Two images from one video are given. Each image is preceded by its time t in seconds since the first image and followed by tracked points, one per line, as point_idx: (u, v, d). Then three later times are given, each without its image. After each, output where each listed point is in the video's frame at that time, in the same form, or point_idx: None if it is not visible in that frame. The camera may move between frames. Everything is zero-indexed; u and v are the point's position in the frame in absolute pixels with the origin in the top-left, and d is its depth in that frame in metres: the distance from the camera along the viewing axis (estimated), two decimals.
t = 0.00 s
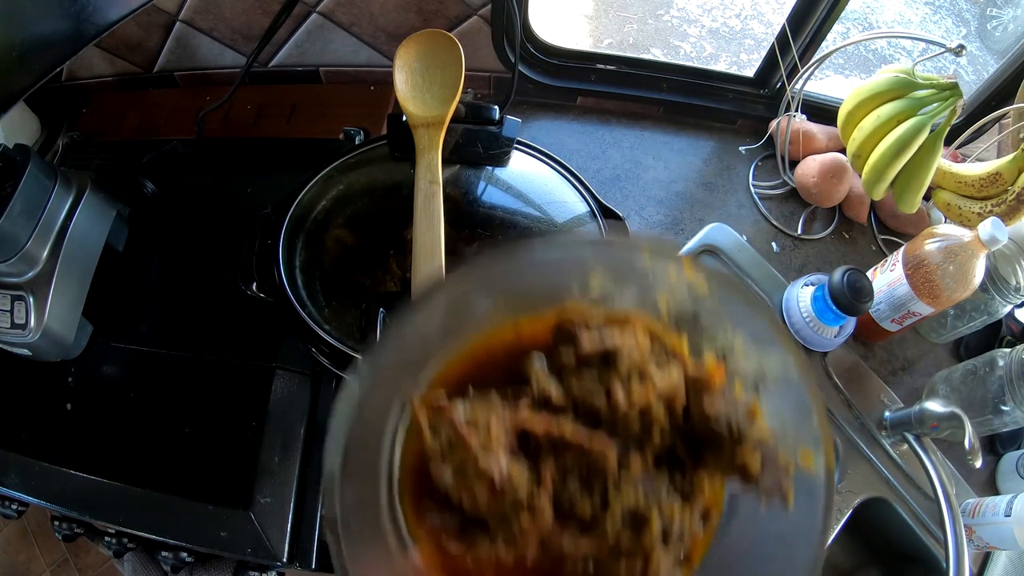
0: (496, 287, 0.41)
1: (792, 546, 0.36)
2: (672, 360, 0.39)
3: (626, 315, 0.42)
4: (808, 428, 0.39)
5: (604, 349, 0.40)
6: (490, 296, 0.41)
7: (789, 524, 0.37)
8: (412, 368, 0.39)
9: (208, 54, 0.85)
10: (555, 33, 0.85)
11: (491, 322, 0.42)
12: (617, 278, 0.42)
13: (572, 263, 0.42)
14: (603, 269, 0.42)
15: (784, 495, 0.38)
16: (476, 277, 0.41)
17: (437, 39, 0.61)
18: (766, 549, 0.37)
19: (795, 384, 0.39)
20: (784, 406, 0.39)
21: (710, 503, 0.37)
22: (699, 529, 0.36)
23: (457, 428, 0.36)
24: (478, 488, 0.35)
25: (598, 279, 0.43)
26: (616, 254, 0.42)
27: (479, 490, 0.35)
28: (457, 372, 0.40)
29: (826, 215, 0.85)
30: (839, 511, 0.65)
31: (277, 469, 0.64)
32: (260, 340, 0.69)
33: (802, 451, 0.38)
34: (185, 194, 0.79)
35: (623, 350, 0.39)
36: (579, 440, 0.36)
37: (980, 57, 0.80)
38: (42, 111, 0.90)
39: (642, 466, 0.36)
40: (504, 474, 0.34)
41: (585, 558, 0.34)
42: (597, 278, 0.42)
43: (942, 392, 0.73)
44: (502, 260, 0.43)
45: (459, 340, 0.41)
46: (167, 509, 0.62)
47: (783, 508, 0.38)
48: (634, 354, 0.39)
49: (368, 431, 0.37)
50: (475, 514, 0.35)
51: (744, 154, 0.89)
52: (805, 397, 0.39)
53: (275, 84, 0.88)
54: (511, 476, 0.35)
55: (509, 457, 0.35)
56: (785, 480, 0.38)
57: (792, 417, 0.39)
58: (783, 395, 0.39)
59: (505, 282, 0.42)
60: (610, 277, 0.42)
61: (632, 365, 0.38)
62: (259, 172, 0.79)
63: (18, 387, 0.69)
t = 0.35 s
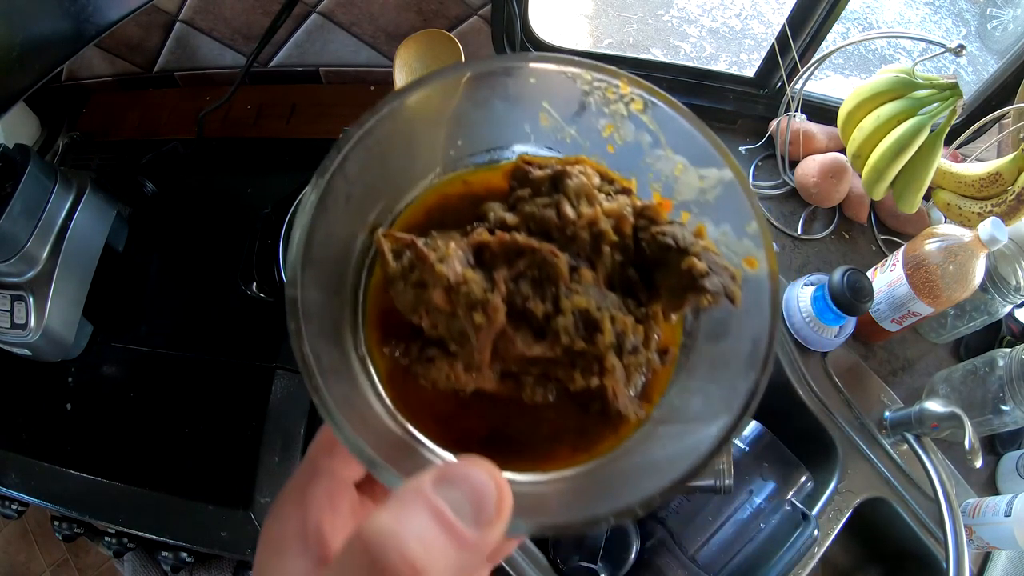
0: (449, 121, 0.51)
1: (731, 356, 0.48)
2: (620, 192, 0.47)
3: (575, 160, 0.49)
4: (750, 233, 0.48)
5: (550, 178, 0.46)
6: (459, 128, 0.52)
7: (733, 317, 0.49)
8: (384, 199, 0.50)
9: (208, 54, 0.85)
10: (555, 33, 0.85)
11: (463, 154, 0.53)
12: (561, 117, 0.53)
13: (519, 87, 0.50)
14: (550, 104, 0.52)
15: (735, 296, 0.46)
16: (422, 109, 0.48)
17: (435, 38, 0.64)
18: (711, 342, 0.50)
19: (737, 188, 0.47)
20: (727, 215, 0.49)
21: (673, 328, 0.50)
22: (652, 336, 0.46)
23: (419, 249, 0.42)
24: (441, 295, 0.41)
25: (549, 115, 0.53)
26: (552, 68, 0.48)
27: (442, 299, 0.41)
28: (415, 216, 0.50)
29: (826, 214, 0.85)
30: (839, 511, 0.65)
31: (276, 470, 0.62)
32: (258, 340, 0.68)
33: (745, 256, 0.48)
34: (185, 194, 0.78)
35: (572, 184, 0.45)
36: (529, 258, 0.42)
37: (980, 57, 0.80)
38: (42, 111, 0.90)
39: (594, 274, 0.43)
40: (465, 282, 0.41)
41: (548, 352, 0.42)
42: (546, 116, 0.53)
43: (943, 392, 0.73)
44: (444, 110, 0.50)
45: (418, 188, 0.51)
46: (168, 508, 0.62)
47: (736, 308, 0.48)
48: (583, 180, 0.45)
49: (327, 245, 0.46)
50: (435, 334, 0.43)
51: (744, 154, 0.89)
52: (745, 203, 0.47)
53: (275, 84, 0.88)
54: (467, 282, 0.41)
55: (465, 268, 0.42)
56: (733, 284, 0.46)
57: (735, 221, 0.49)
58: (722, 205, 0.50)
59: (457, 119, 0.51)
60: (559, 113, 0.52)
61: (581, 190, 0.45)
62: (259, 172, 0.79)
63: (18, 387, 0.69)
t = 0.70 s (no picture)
0: (447, 119, 0.54)
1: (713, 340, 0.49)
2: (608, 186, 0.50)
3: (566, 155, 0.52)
4: (730, 219, 0.49)
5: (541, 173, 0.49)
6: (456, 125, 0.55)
7: (717, 300, 0.50)
8: (382, 191, 0.53)
9: (208, 54, 0.85)
10: (555, 33, 0.85)
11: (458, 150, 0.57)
12: (552, 114, 0.56)
13: (512, 84, 0.53)
14: (540, 102, 0.55)
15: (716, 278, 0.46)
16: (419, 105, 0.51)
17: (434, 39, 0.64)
18: (698, 328, 0.51)
19: (716, 176, 0.50)
20: (710, 203, 0.51)
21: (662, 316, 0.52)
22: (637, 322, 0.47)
23: (414, 237, 0.45)
24: (434, 277, 0.43)
25: (539, 112, 0.56)
26: (540, 66, 0.51)
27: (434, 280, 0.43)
28: (415, 210, 0.53)
29: (826, 214, 0.85)
30: (839, 511, 0.65)
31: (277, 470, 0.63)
32: (258, 341, 0.68)
33: (727, 242, 0.50)
34: (184, 193, 0.78)
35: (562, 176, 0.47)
36: (517, 243, 0.44)
37: (980, 57, 0.80)
38: (42, 111, 0.90)
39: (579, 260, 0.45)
40: (455, 265, 0.43)
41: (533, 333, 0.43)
42: (537, 114, 0.56)
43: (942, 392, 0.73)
44: (443, 107, 0.53)
45: (418, 185, 0.55)
46: (168, 508, 0.62)
47: (718, 292, 0.50)
48: (572, 173, 0.47)
49: (327, 229, 0.49)
50: (429, 318, 0.46)
51: (744, 154, 0.89)
52: (725, 189, 0.49)
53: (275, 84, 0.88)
54: (458, 265, 0.43)
55: (455, 253, 0.44)
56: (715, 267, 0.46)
57: (716, 207, 0.51)
58: (703, 193, 0.52)
59: (453, 116, 0.54)
60: (548, 111, 0.55)
61: (569, 182, 0.47)
62: (258, 172, 0.79)
63: (18, 387, 0.69)
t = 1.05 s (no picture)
0: (435, 122, 0.55)
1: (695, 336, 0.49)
2: (595, 186, 0.50)
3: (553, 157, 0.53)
4: (713, 216, 0.49)
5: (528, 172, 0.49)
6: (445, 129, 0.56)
7: (700, 297, 0.51)
8: (372, 192, 0.54)
9: (208, 54, 0.85)
10: (555, 33, 0.85)
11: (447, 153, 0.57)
12: (539, 117, 0.56)
13: (498, 88, 0.53)
14: (526, 104, 0.55)
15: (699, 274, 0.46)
16: (407, 108, 0.52)
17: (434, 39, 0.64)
18: (681, 326, 0.51)
19: (699, 175, 0.50)
20: (693, 203, 0.51)
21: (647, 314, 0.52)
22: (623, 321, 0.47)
23: (402, 236, 0.45)
24: (421, 274, 0.43)
25: (526, 115, 0.56)
26: (526, 68, 0.51)
27: (420, 277, 0.43)
28: (404, 213, 0.53)
29: (826, 215, 0.85)
30: (839, 511, 0.65)
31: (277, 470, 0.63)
32: (258, 341, 0.69)
33: (710, 239, 0.50)
34: (184, 193, 0.78)
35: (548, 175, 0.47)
36: (504, 242, 0.44)
37: (980, 57, 0.80)
38: (42, 111, 0.90)
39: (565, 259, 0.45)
40: (442, 261, 0.43)
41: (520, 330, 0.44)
42: (525, 118, 0.56)
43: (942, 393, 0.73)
44: (432, 110, 0.53)
45: (407, 188, 0.55)
46: (168, 507, 0.62)
47: (700, 289, 0.50)
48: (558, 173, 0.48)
49: (317, 228, 0.49)
50: (417, 316, 0.46)
51: (744, 154, 0.89)
52: (707, 188, 0.49)
53: (275, 84, 0.88)
54: (445, 262, 0.43)
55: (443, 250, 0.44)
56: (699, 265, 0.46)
57: (699, 206, 0.51)
58: (686, 192, 0.52)
59: (441, 119, 0.55)
60: (535, 113, 0.56)
61: (555, 182, 0.47)
62: (258, 172, 0.79)
63: (18, 387, 0.69)
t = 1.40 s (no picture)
0: (439, 121, 0.55)
1: (699, 340, 0.49)
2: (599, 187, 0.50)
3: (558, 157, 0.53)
4: (718, 219, 0.50)
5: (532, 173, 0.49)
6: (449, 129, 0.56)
7: (704, 301, 0.51)
8: (374, 191, 0.54)
9: (208, 54, 0.85)
10: (555, 33, 0.85)
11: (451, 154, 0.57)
12: (543, 118, 0.56)
13: (503, 88, 0.53)
14: (530, 104, 0.55)
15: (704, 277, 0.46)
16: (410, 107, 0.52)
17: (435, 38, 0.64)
18: (685, 329, 0.51)
19: (705, 176, 0.50)
20: (699, 205, 0.51)
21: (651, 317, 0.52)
22: (626, 322, 0.47)
23: (405, 237, 0.45)
24: (423, 274, 0.43)
25: (530, 115, 0.56)
26: (531, 68, 0.51)
27: (423, 277, 0.43)
28: (406, 213, 0.53)
29: (826, 214, 0.85)
30: (839, 511, 0.65)
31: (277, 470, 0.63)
32: (258, 341, 0.69)
33: (714, 242, 0.50)
34: (184, 194, 0.78)
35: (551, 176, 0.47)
36: (506, 242, 0.44)
37: (980, 57, 0.80)
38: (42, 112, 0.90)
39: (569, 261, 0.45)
40: (444, 262, 0.43)
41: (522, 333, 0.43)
42: (528, 118, 0.57)
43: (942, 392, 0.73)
44: (435, 109, 0.53)
45: (409, 186, 0.55)
46: (168, 507, 0.62)
47: (706, 292, 0.50)
48: (562, 174, 0.48)
49: (318, 227, 0.49)
50: (419, 317, 0.46)
51: (744, 154, 0.89)
52: (713, 190, 0.49)
53: (275, 84, 0.88)
54: (448, 263, 0.43)
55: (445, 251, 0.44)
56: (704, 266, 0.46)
57: (704, 208, 0.51)
58: (692, 193, 0.52)
59: (444, 119, 0.55)
60: (539, 113, 0.56)
61: (558, 183, 0.47)
62: (258, 172, 0.79)
63: (17, 387, 0.69)
